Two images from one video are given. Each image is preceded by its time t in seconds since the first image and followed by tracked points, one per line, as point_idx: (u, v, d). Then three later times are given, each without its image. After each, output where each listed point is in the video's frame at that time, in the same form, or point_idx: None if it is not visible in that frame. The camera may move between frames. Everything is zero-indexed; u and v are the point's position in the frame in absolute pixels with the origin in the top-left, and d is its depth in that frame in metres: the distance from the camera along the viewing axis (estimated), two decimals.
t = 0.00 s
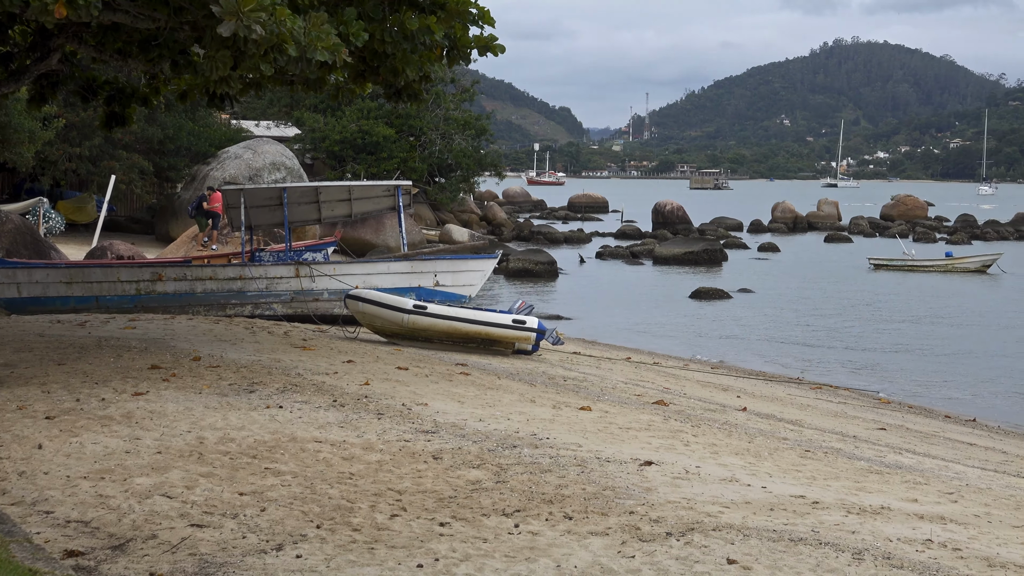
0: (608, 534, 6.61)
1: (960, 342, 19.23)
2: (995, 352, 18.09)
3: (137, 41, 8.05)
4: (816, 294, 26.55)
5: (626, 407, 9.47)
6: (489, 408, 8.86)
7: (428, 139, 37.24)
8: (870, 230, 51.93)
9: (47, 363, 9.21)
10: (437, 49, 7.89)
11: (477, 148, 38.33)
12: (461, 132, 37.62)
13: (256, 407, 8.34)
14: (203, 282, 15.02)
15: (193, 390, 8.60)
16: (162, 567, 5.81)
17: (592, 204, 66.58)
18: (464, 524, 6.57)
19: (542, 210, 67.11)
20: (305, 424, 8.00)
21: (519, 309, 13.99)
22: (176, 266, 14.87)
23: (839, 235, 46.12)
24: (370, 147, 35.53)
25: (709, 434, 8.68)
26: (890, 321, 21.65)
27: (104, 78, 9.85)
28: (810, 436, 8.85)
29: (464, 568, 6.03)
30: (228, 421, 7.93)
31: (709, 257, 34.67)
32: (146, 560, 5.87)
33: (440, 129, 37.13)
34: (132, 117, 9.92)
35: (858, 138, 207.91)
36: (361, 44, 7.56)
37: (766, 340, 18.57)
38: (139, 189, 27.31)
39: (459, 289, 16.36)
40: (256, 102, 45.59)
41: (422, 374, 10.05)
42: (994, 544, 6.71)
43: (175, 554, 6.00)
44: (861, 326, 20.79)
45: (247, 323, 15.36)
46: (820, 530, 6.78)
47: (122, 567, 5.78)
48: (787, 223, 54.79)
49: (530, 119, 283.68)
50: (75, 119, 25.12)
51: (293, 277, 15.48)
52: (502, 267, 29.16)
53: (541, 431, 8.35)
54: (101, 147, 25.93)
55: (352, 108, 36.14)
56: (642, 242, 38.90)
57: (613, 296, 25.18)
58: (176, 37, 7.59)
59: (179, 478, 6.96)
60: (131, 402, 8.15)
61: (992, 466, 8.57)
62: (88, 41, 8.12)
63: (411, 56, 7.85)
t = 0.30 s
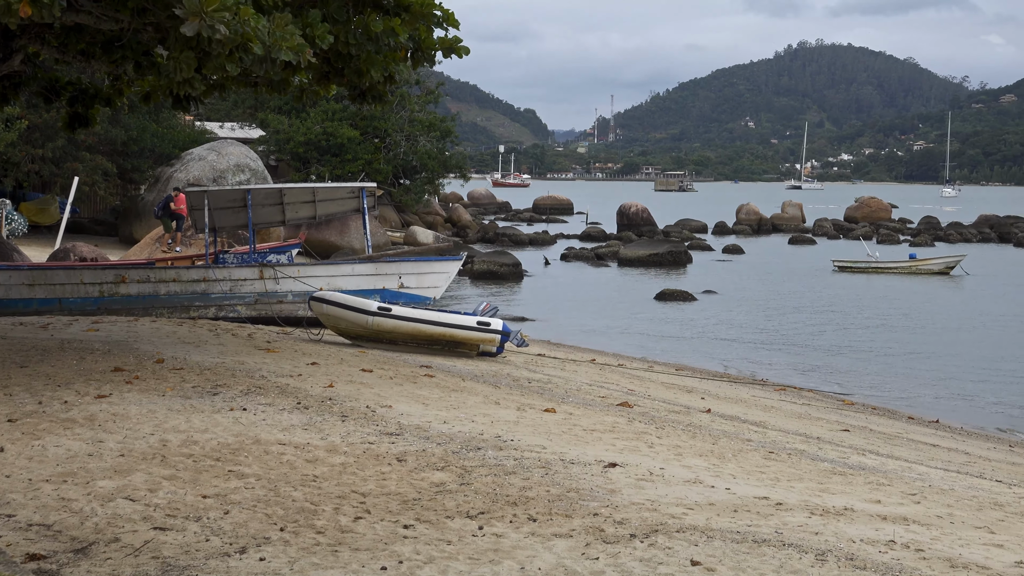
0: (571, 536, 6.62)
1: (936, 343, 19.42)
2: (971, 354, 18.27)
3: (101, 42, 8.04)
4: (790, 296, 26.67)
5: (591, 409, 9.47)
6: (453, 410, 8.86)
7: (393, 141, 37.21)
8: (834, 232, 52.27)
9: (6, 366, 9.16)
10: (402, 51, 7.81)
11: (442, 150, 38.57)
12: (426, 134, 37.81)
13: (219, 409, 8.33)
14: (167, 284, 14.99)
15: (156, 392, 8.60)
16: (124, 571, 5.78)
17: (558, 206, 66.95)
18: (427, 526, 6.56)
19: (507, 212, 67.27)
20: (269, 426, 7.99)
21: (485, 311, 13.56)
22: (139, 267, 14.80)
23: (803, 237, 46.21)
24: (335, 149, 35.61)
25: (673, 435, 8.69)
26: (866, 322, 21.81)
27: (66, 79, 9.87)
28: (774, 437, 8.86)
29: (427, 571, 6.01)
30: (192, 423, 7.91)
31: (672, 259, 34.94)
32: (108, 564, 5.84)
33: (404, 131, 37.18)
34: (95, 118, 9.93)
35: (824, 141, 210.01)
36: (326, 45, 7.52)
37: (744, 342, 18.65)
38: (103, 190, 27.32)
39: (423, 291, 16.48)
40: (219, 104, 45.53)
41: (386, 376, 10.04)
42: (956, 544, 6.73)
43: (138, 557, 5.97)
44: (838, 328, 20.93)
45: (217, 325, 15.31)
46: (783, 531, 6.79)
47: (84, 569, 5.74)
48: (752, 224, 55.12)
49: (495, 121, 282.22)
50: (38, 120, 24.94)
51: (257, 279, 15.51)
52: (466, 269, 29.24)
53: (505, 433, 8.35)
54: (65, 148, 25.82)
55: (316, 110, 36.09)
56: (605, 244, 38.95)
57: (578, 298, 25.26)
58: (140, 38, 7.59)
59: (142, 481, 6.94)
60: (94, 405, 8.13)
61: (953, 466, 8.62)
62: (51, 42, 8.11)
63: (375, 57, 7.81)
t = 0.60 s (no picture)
0: (533, 540, 6.61)
1: (914, 347, 19.60)
2: (949, 358, 18.43)
3: (62, 45, 8.03)
4: (765, 300, 26.83)
5: (553, 413, 9.49)
6: (415, 415, 8.86)
7: (356, 145, 37.27)
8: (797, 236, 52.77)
9: None
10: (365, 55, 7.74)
11: (404, 154, 38.84)
12: (389, 137, 37.89)
13: (181, 414, 8.30)
14: (128, 288, 14.91)
15: (116, 397, 8.58)
16: None
17: (521, 210, 67.38)
18: (389, 531, 6.55)
19: (469, 216, 67.58)
20: (231, 431, 7.97)
21: (448, 315, 13.59)
22: (101, 271, 14.71)
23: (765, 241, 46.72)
24: (297, 153, 35.29)
25: (635, 439, 8.70)
26: (845, 327, 21.97)
27: (27, 82, 9.87)
28: (736, 440, 8.87)
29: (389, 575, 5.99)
30: (153, 428, 7.89)
31: (636, 263, 35.54)
32: (68, 569, 5.79)
33: (368, 134, 37.27)
34: (56, 122, 9.92)
35: (783, 146, 211.00)
36: (288, 49, 7.51)
37: (723, 347, 18.73)
38: (64, 194, 27.12)
39: (386, 295, 16.56)
40: (181, 108, 45.43)
41: (348, 381, 10.00)
42: (917, 548, 6.73)
43: (98, 563, 5.92)
44: (816, 332, 21.07)
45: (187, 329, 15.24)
46: (745, 535, 6.80)
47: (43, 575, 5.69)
48: (714, 229, 55.54)
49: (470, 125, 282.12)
50: None
51: (219, 283, 15.41)
52: (429, 274, 29.41)
53: (467, 438, 8.34)
54: (26, 151, 25.62)
55: (279, 113, 36.07)
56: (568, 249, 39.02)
57: (538, 302, 25.39)
58: (101, 42, 7.59)
59: (103, 486, 6.89)
60: (54, 410, 8.10)
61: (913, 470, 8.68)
62: (10, 44, 8.10)
63: (337, 61, 7.81)
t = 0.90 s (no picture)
0: (495, 548, 6.59)
1: (890, 355, 19.75)
2: (925, 366, 18.57)
3: (20, 51, 8.01)
4: (740, 308, 26.97)
5: (514, 420, 9.50)
6: (376, 422, 8.86)
7: (317, 152, 37.45)
8: (759, 244, 53.11)
9: None
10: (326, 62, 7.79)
11: (366, 161, 38.77)
12: (351, 144, 38.09)
13: (141, 421, 8.30)
14: (88, 295, 14.91)
15: (76, 404, 8.56)
16: None
17: (484, 217, 67.61)
18: (349, 539, 6.52)
19: (430, 223, 67.80)
20: (191, 439, 7.95)
21: (408, 323, 13.74)
22: (60, 278, 14.75)
23: (727, 248, 47.43)
24: (258, 160, 35.38)
25: (596, 446, 8.72)
26: (822, 335, 22.10)
27: None
28: (697, 448, 8.90)
29: None
30: (113, 436, 7.86)
31: (598, 271, 35.60)
32: None
33: (329, 141, 37.44)
34: (13, 128, 9.89)
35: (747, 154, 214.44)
36: (249, 55, 7.49)
37: (699, 355, 18.82)
38: (24, 201, 26.78)
39: (347, 303, 16.42)
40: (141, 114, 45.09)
41: (310, 388, 10.00)
42: (876, 555, 6.73)
43: (57, 571, 5.84)
44: (794, 340, 21.21)
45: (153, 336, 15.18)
46: (705, 543, 6.80)
47: None
48: (676, 236, 55.89)
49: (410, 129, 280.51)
50: None
51: (180, 290, 15.45)
52: (391, 281, 29.62)
53: (428, 445, 8.33)
54: None
55: (239, 120, 35.83)
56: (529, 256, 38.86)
57: (498, 309, 25.53)
58: (61, 48, 7.60)
59: (61, 494, 6.83)
60: (13, 418, 8.05)
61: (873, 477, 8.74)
62: None
63: (299, 68, 7.79)
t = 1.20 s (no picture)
0: (453, 558, 6.58)
1: (862, 365, 19.96)
2: (895, 375, 18.78)
3: None
4: (713, 319, 27.13)
5: (473, 430, 9.54)
6: (334, 432, 8.87)
7: (277, 161, 37.95)
8: (717, 254, 53.61)
9: None
10: (284, 71, 7.82)
11: (326, 170, 39.15)
12: (310, 153, 38.73)
13: (97, 432, 8.26)
14: (45, 304, 14.76)
15: (31, 415, 8.50)
16: None
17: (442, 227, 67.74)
18: (307, 549, 6.49)
19: (391, 233, 67.90)
20: (148, 449, 7.92)
21: (368, 333, 13.87)
22: (17, 288, 14.66)
23: (687, 258, 48.12)
24: (218, 169, 35.10)
25: (555, 456, 8.76)
26: (786, 345, 22.29)
27: None
28: (656, 457, 8.95)
29: None
30: (69, 447, 7.82)
31: (557, 280, 36.21)
32: None
33: (288, 151, 38.05)
34: None
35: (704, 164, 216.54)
36: (208, 65, 7.48)
37: (672, 366, 18.88)
38: None
39: (306, 313, 16.38)
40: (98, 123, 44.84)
41: (267, 399, 10.03)
42: (833, 564, 6.74)
43: None
44: (767, 350, 21.35)
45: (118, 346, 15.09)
46: (663, 552, 6.81)
47: None
48: (635, 245, 56.19)
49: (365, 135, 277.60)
50: None
51: (138, 300, 15.27)
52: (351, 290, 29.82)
53: (387, 455, 8.34)
54: None
55: (198, 129, 35.92)
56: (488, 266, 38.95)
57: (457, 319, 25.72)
58: (19, 56, 7.58)
59: (17, 505, 6.75)
60: None
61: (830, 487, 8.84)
62: None
63: (256, 77, 7.80)
